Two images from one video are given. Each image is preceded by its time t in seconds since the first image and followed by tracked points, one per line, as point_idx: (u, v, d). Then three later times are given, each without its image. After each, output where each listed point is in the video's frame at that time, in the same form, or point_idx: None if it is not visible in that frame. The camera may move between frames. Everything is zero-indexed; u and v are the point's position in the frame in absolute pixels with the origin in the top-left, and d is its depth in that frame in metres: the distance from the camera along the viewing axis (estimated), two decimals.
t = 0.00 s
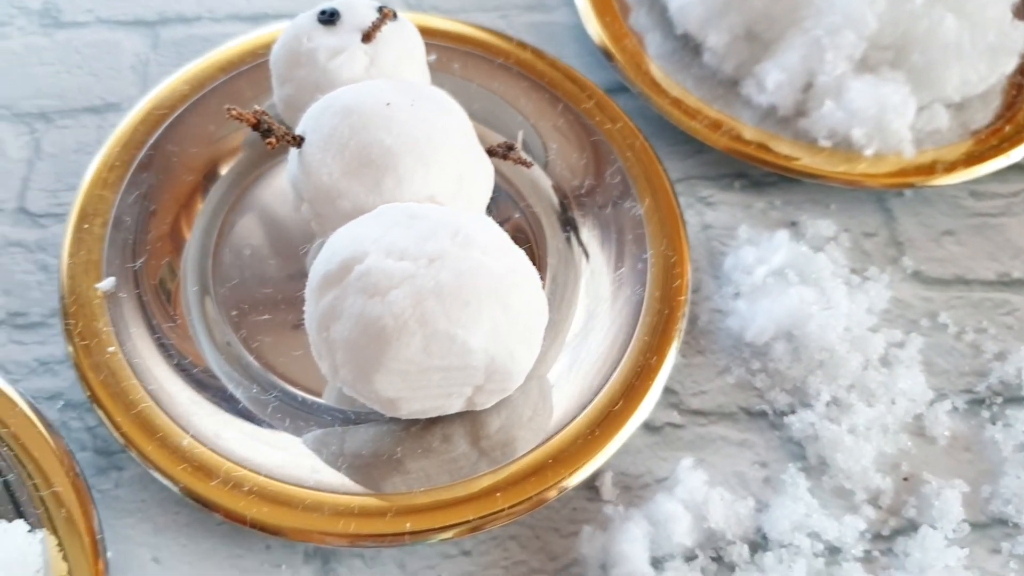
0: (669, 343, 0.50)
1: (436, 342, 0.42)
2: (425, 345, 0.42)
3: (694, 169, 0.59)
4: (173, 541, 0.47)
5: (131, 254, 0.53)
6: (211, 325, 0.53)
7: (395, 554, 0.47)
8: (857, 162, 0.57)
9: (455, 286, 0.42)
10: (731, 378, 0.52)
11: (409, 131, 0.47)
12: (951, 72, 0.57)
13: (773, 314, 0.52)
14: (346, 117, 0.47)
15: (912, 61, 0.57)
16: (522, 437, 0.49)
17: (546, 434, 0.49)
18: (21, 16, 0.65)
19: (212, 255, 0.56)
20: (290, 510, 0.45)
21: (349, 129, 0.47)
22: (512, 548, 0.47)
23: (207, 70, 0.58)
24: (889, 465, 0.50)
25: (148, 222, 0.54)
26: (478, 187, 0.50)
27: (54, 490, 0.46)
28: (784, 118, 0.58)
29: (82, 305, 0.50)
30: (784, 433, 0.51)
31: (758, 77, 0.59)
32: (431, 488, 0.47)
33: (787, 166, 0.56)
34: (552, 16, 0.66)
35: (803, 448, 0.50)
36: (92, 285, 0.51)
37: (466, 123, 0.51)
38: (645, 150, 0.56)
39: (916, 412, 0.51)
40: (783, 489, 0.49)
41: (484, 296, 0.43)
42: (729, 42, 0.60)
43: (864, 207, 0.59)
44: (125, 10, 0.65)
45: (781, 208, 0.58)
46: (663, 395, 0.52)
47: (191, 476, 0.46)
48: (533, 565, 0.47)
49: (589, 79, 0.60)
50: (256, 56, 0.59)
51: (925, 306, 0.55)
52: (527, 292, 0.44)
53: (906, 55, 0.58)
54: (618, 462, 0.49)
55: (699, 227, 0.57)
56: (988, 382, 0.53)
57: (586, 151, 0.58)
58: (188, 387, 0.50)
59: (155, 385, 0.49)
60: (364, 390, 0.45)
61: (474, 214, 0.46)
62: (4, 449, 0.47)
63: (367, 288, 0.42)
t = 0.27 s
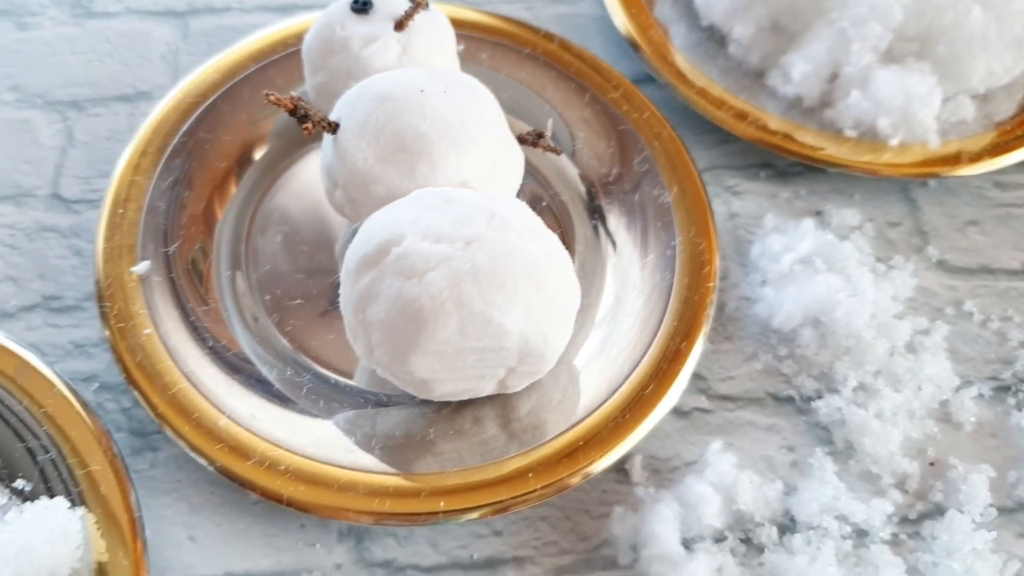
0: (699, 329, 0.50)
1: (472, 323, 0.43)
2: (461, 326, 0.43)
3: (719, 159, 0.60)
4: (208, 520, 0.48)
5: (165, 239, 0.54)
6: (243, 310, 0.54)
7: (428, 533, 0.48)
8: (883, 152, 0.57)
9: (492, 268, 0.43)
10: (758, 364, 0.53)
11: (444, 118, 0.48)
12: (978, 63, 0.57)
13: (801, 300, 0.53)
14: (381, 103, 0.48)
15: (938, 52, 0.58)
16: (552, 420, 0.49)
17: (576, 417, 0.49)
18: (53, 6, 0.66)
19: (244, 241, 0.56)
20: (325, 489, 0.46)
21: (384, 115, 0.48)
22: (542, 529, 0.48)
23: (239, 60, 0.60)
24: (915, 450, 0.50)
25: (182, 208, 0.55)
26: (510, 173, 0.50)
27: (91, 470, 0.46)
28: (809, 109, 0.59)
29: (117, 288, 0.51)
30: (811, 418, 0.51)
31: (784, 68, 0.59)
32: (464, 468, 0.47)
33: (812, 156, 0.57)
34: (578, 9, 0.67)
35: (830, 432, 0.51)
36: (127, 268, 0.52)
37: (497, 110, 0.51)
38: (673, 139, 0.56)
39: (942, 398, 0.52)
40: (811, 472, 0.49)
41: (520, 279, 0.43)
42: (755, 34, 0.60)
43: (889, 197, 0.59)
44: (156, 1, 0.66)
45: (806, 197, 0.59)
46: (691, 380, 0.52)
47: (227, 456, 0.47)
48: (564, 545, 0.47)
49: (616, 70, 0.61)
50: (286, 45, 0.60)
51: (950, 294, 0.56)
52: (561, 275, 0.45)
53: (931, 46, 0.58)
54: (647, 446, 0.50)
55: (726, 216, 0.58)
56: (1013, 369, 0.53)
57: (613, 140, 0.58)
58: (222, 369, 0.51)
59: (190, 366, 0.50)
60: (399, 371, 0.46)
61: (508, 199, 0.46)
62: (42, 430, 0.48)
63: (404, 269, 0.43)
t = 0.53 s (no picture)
0: (733, 313, 0.51)
1: (510, 304, 0.43)
2: (500, 306, 0.43)
3: (750, 148, 0.61)
4: (245, 500, 0.48)
5: (202, 223, 0.54)
6: (278, 295, 0.54)
7: (463, 514, 0.48)
8: (913, 141, 0.57)
9: (530, 249, 0.43)
10: (790, 350, 0.53)
11: (480, 102, 0.48)
12: (1010, 52, 0.57)
13: (833, 287, 0.53)
14: (419, 88, 0.49)
15: (969, 42, 0.58)
16: (586, 404, 0.50)
17: (609, 401, 0.49)
18: None
19: (278, 228, 0.57)
20: (362, 469, 0.47)
21: (422, 100, 0.48)
22: (577, 511, 0.48)
23: (274, 49, 0.61)
24: (947, 435, 0.50)
25: (218, 193, 0.56)
26: (545, 158, 0.51)
27: (129, 450, 0.47)
28: (840, 98, 0.59)
29: (155, 271, 0.51)
30: (843, 403, 0.52)
31: (815, 58, 0.60)
32: (500, 450, 0.48)
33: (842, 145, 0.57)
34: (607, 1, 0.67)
35: (862, 418, 0.51)
36: (164, 251, 0.52)
37: (530, 95, 0.51)
38: (705, 126, 0.57)
39: (974, 384, 0.52)
40: (843, 457, 0.50)
41: (557, 259, 0.43)
42: (786, 24, 0.60)
43: (918, 187, 0.59)
44: None
45: (836, 186, 0.59)
46: (724, 366, 0.53)
47: (265, 436, 0.47)
48: (598, 527, 0.48)
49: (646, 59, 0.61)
50: (319, 34, 0.62)
51: (981, 282, 0.56)
52: (597, 257, 0.45)
53: (962, 36, 0.58)
54: (681, 430, 0.50)
55: (757, 204, 0.58)
56: None
57: (644, 128, 0.58)
58: (259, 352, 0.51)
59: (228, 347, 0.50)
60: (437, 353, 0.46)
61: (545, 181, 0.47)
62: (79, 410, 0.48)
63: (443, 250, 0.43)
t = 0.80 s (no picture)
0: (768, 299, 0.51)
1: (549, 286, 0.43)
2: (540, 288, 0.43)
3: (782, 137, 0.61)
4: (281, 483, 0.49)
5: (236, 207, 0.55)
6: (312, 280, 0.55)
7: (498, 498, 0.48)
8: (947, 130, 0.57)
9: (571, 231, 0.43)
10: (824, 337, 0.53)
11: (519, 85, 0.48)
12: None
13: (868, 274, 0.53)
14: (456, 71, 0.48)
15: (1004, 31, 0.58)
16: (621, 389, 0.50)
17: (644, 386, 0.50)
18: None
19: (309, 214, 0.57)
20: (399, 451, 0.47)
21: (459, 83, 0.48)
22: (612, 495, 0.48)
23: (309, 34, 0.61)
24: (982, 423, 0.50)
25: (252, 177, 0.56)
26: (582, 142, 0.51)
27: (166, 430, 0.47)
28: (873, 87, 0.59)
29: (190, 254, 0.52)
30: (877, 391, 0.52)
31: (848, 46, 0.59)
32: (536, 433, 0.48)
33: (876, 134, 0.57)
34: None
35: (896, 405, 0.51)
36: (200, 235, 0.52)
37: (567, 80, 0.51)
38: (739, 114, 0.58)
39: (1011, 373, 0.51)
40: (878, 444, 0.50)
41: (598, 242, 0.43)
42: (818, 13, 0.60)
43: (951, 177, 0.59)
44: None
45: (868, 175, 0.59)
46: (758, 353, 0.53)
47: (302, 418, 0.47)
48: (633, 512, 0.48)
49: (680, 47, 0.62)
50: (353, 20, 0.62)
51: (1014, 272, 0.56)
52: (636, 240, 0.45)
53: (997, 26, 0.58)
54: (715, 416, 0.50)
55: (790, 192, 0.59)
56: None
57: (677, 116, 0.59)
58: (293, 335, 0.51)
59: (264, 329, 0.50)
60: (474, 336, 0.46)
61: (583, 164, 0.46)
62: (116, 392, 0.48)
63: (483, 232, 0.43)
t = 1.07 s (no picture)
0: (803, 284, 0.51)
1: (590, 267, 0.43)
2: (581, 269, 0.43)
3: (812, 124, 0.61)
4: (317, 464, 0.49)
5: (269, 189, 0.55)
6: (344, 263, 0.55)
7: (533, 481, 0.49)
8: (979, 118, 0.57)
9: (612, 212, 0.43)
10: (857, 324, 0.53)
11: (556, 67, 0.48)
12: None
13: (902, 261, 0.53)
14: (493, 53, 0.48)
15: None
16: (655, 373, 0.49)
17: (678, 370, 0.49)
18: None
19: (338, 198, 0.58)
20: (436, 432, 0.47)
21: (496, 65, 0.48)
22: (647, 479, 0.48)
23: (339, 19, 0.62)
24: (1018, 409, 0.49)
25: (284, 160, 0.56)
26: (617, 125, 0.51)
27: (204, 410, 0.47)
28: (905, 74, 0.59)
29: (224, 235, 0.52)
30: (910, 377, 0.52)
31: (880, 34, 0.59)
32: (572, 416, 0.48)
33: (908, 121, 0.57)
34: None
35: (930, 391, 0.51)
36: (235, 216, 0.53)
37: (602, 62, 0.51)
38: (770, 100, 0.58)
39: None
40: (912, 430, 0.49)
41: (639, 223, 0.43)
42: None
43: (982, 165, 0.59)
44: None
45: (899, 162, 0.59)
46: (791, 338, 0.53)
47: (338, 399, 0.47)
48: (669, 496, 0.48)
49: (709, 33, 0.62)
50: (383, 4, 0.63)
51: None
52: (675, 222, 0.45)
53: None
54: (749, 401, 0.50)
55: (821, 179, 0.58)
56: None
57: (708, 102, 0.59)
58: (326, 316, 0.51)
59: (300, 311, 0.50)
60: (511, 318, 0.46)
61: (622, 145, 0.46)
62: (152, 371, 0.48)
63: (523, 213, 0.43)
